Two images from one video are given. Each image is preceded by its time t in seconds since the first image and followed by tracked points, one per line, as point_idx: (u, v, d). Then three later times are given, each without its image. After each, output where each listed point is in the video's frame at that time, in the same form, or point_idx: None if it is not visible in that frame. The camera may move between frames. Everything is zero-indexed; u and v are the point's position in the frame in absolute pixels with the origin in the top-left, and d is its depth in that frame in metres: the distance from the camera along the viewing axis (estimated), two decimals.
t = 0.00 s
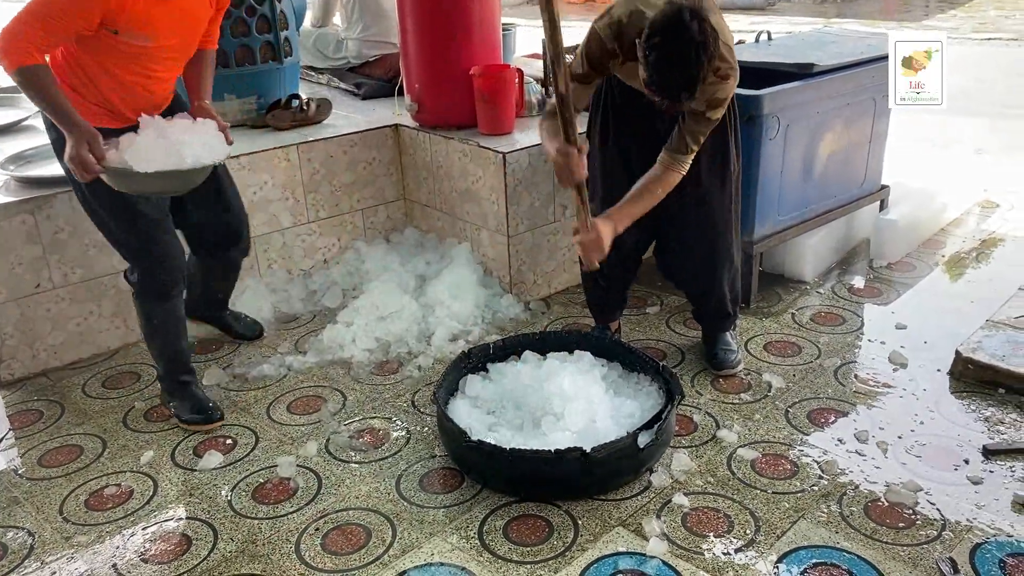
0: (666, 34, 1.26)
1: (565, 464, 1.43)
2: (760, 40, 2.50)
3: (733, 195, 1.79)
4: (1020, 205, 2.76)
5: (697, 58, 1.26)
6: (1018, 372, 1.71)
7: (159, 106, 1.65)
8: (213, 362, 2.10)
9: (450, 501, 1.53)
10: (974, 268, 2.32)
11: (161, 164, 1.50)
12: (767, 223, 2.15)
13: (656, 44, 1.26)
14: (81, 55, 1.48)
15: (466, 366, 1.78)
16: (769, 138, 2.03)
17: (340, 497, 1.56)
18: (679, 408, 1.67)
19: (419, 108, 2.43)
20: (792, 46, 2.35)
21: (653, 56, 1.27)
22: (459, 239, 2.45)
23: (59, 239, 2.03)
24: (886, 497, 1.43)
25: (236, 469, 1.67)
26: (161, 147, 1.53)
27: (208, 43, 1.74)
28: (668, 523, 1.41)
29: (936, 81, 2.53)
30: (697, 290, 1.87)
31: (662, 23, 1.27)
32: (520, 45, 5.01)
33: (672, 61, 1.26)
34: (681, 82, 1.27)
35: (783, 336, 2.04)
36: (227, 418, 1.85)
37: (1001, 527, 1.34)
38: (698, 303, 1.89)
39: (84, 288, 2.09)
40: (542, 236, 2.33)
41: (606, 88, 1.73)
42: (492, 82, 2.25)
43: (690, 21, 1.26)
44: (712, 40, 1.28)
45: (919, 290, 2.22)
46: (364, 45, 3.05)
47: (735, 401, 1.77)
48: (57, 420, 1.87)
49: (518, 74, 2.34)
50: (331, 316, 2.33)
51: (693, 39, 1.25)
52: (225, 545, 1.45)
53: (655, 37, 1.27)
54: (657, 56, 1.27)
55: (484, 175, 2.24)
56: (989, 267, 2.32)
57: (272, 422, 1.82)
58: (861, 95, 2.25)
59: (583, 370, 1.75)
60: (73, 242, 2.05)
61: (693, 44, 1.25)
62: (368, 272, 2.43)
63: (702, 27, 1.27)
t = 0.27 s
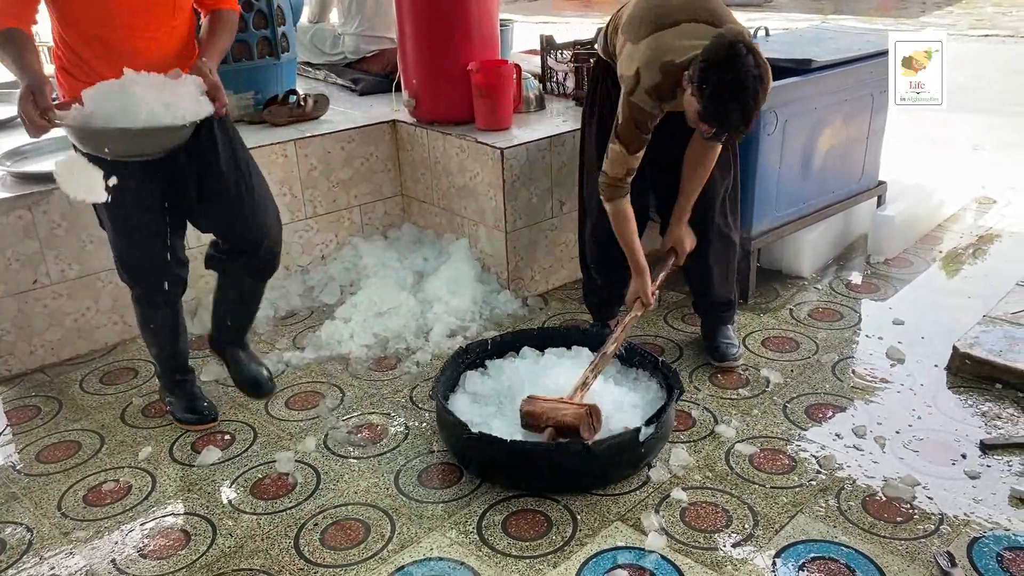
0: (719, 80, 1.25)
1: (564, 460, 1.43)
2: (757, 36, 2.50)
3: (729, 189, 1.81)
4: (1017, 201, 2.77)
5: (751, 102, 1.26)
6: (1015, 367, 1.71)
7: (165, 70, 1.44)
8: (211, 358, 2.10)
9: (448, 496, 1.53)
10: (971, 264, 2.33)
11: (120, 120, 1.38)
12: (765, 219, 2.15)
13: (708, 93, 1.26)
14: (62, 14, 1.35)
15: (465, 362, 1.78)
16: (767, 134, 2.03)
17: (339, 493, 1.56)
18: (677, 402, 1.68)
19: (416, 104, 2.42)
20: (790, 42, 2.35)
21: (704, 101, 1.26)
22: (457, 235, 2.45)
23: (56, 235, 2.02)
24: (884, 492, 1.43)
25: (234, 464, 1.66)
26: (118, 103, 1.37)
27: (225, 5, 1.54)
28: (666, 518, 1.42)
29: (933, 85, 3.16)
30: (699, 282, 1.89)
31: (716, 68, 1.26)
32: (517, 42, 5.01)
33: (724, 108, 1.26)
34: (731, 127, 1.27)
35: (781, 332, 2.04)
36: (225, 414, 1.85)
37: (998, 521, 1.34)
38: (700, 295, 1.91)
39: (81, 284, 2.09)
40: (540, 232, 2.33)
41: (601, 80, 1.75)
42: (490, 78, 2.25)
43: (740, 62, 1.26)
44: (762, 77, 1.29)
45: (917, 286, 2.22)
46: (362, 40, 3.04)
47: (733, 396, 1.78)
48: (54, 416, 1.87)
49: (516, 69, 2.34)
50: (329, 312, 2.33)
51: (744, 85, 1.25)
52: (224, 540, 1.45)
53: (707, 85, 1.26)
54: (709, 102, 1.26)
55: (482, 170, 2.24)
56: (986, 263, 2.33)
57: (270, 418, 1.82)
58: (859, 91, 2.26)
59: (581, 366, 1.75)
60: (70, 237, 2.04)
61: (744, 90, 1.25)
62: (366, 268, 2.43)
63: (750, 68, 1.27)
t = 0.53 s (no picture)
0: (739, 43, 1.26)
1: (561, 456, 1.43)
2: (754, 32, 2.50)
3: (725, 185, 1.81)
4: (1012, 198, 2.78)
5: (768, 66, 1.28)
6: (1010, 363, 1.71)
7: (164, 64, 1.12)
8: (207, 355, 2.09)
9: (444, 492, 1.53)
10: (967, 260, 2.33)
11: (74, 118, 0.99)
12: (762, 216, 2.15)
13: (726, 53, 1.27)
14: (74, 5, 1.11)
15: (461, 358, 1.78)
16: (763, 130, 2.03)
17: (335, 489, 1.56)
18: (673, 398, 1.68)
19: (412, 99, 2.42)
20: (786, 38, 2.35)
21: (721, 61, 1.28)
22: (454, 231, 2.45)
23: (51, 231, 2.01)
24: (879, 488, 1.44)
25: (230, 460, 1.66)
26: (82, 86, 1.03)
27: (260, 16, 1.22)
28: (662, 514, 1.42)
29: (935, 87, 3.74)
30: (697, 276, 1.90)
31: (734, 32, 1.27)
32: (514, 38, 5.01)
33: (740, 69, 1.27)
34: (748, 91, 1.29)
35: (777, 328, 2.04)
36: (222, 411, 1.84)
37: (993, 517, 1.35)
38: (698, 289, 1.93)
39: (76, 279, 2.08)
40: (537, 229, 2.33)
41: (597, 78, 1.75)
42: (486, 73, 2.24)
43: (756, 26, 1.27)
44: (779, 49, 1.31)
45: (913, 282, 2.23)
46: (358, 36, 3.04)
47: (728, 392, 1.78)
48: (49, 413, 1.87)
49: (512, 65, 2.33)
50: (325, 308, 2.32)
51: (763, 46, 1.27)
52: (220, 536, 1.45)
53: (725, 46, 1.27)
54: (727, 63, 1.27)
55: (478, 166, 2.24)
56: (981, 260, 2.33)
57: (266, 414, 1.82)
58: (855, 87, 2.26)
59: (577, 362, 1.76)
60: (65, 233, 2.03)
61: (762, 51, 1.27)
62: (363, 264, 2.43)
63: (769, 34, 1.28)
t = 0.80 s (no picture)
0: None
1: (557, 452, 1.43)
2: (751, 28, 2.49)
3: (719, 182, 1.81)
4: (1008, 195, 2.78)
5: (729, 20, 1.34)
6: (1006, 360, 1.72)
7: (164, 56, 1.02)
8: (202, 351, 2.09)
9: (441, 488, 1.53)
10: (962, 258, 2.34)
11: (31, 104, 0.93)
12: (758, 213, 2.15)
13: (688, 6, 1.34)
14: None
15: (458, 355, 1.78)
16: (760, 127, 2.03)
17: (331, 485, 1.56)
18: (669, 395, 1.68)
19: (409, 95, 2.42)
20: (783, 35, 2.34)
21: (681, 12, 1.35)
22: (450, 227, 2.44)
23: (45, 227, 2.01)
24: (875, 484, 1.44)
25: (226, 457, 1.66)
26: (27, 68, 0.96)
27: (305, 19, 1.08)
28: (658, 510, 1.42)
29: (933, 85, 3.84)
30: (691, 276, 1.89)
31: None
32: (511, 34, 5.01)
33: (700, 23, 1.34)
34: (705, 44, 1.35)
35: (773, 325, 2.05)
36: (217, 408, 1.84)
37: (989, 513, 1.35)
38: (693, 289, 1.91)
39: (71, 275, 2.07)
40: (533, 225, 2.33)
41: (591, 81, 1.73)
42: (483, 69, 2.24)
43: None
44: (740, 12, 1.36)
45: (909, 279, 2.23)
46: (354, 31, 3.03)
47: (725, 389, 1.78)
48: (44, 409, 1.86)
49: (509, 61, 2.33)
50: (321, 305, 2.32)
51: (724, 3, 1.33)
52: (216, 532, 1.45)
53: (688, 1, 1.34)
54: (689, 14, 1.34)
55: (475, 163, 2.23)
56: (977, 257, 2.33)
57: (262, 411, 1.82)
58: (852, 84, 2.26)
59: (574, 358, 1.76)
60: (60, 229, 2.03)
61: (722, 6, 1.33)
62: (359, 261, 2.42)
63: None
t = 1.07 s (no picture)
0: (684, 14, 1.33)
1: (556, 450, 1.44)
2: (749, 27, 2.50)
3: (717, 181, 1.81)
4: (1004, 194, 2.79)
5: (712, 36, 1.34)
6: (1002, 358, 1.72)
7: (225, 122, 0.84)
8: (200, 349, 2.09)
9: (439, 486, 1.53)
10: (959, 257, 2.34)
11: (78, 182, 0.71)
12: (756, 211, 2.15)
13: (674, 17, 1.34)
14: (153, 19, 0.87)
15: (456, 353, 1.78)
16: (758, 126, 2.03)
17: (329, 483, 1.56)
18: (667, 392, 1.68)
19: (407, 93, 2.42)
20: (780, 34, 2.35)
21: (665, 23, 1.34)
22: (448, 225, 2.44)
23: (42, 224, 2.00)
24: (872, 482, 1.44)
25: (225, 454, 1.66)
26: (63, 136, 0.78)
27: (391, 58, 0.90)
28: (656, 507, 1.42)
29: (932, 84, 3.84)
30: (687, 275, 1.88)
31: (688, 12, 1.41)
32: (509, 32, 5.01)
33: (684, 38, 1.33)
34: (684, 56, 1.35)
35: (770, 323, 2.05)
36: (216, 405, 1.84)
37: (985, 511, 1.36)
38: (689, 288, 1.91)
39: (68, 272, 2.07)
40: (531, 223, 2.33)
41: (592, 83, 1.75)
42: (481, 67, 2.24)
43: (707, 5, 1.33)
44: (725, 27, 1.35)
45: (906, 278, 2.24)
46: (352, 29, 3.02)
47: (722, 386, 1.79)
48: (41, 406, 1.86)
49: (507, 59, 2.33)
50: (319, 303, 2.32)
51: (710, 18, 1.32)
52: (213, 530, 1.44)
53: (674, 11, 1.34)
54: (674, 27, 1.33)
55: (472, 161, 2.23)
56: (974, 256, 2.34)
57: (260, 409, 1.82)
58: (849, 82, 2.26)
59: (571, 356, 1.76)
60: (57, 227, 2.02)
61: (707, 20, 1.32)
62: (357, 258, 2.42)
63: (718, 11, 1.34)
